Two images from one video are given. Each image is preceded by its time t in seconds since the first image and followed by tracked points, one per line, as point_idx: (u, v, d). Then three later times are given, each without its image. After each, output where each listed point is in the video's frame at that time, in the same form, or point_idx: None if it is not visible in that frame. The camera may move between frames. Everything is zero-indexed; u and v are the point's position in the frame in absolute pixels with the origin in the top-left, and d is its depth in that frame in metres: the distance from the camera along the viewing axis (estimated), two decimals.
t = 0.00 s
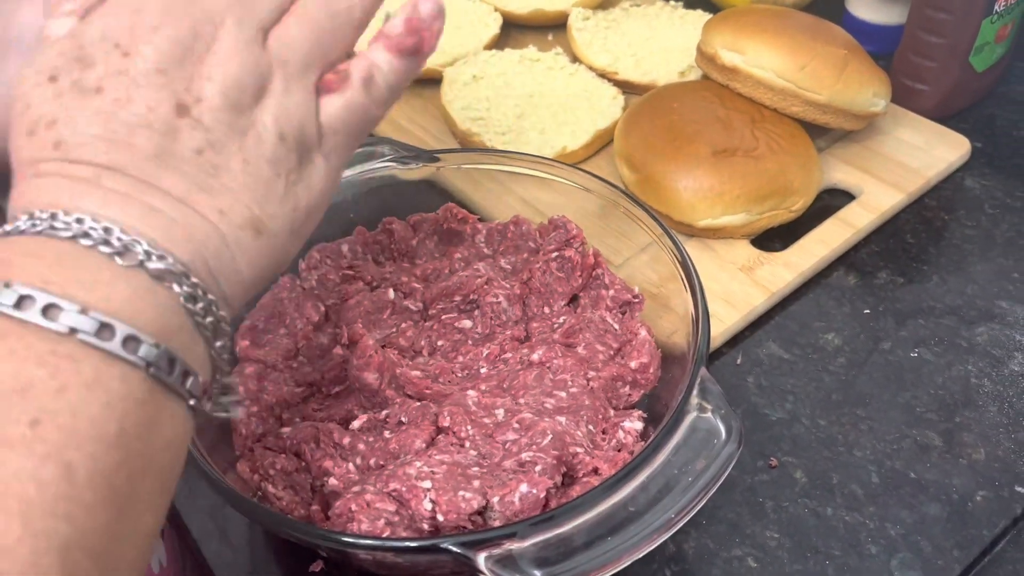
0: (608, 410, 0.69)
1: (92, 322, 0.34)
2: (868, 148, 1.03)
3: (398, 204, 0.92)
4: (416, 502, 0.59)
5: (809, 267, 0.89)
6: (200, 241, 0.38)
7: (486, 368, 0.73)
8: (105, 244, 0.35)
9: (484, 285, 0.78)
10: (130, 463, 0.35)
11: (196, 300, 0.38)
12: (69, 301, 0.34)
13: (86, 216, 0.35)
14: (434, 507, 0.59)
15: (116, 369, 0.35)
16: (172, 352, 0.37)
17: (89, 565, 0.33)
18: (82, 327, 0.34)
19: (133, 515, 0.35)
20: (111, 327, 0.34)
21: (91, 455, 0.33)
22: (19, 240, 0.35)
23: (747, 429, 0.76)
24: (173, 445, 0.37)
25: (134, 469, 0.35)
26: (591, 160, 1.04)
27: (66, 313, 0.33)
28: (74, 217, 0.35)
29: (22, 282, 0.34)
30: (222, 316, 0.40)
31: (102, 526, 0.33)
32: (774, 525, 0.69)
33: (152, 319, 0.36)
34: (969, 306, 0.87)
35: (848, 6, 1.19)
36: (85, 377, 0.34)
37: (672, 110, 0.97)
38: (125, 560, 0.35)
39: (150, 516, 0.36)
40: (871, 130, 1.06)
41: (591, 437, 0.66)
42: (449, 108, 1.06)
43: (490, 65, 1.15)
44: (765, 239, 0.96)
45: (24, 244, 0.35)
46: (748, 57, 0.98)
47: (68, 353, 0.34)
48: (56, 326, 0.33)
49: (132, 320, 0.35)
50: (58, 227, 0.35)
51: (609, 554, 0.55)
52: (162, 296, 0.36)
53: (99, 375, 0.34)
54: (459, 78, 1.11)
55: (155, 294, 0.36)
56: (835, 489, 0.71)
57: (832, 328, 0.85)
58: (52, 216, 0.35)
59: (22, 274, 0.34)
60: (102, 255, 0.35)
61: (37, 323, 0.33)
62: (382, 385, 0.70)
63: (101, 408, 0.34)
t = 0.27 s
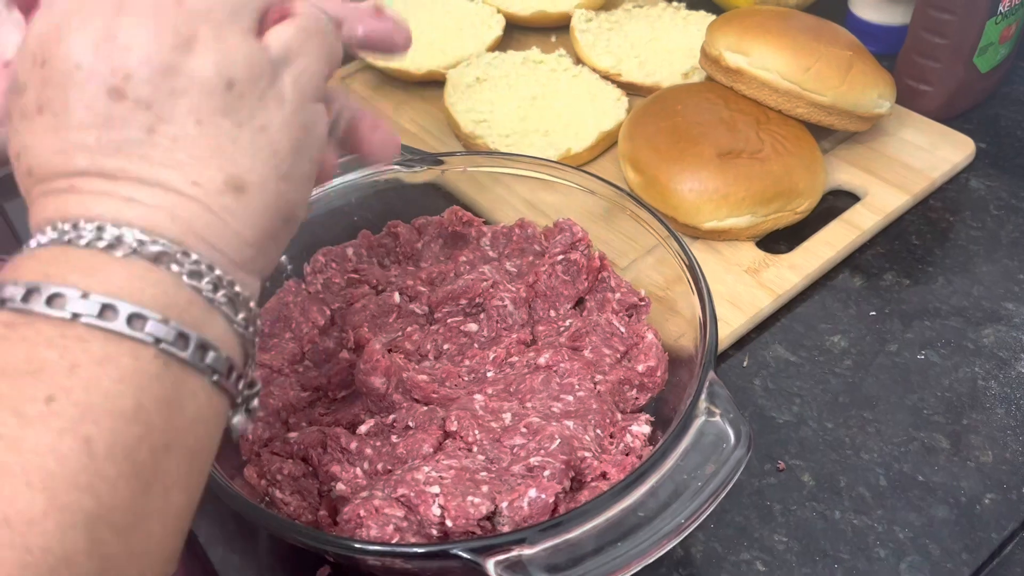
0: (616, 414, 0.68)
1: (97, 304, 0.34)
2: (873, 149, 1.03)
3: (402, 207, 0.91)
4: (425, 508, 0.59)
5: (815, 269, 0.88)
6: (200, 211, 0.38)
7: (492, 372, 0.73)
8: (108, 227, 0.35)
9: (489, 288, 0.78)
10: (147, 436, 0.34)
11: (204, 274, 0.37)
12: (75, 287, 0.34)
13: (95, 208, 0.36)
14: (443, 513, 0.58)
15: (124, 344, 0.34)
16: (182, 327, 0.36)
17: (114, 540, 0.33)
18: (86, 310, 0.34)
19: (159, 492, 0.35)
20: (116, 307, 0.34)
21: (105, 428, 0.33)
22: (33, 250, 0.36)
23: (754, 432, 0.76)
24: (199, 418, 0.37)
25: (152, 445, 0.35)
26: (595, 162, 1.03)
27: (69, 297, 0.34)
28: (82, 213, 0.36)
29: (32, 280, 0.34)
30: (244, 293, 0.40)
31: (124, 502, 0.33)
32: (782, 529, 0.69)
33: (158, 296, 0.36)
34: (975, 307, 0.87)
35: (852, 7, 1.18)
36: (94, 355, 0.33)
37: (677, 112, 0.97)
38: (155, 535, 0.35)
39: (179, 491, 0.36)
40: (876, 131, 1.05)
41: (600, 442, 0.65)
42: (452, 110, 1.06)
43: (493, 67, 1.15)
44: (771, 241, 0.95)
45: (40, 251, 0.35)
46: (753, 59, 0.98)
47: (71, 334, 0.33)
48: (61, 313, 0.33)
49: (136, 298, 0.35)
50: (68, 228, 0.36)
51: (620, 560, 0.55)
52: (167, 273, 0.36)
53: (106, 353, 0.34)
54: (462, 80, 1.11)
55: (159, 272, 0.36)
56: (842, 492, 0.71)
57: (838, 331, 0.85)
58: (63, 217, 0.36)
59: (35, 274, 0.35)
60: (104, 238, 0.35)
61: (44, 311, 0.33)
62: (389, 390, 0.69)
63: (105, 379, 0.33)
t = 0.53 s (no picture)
0: (619, 413, 0.69)
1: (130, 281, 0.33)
2: (873, 149, 1.03)
3: (405, 209, 0.92)
4: (430, 508, 0.59)
5: (816, 268, 0.89)
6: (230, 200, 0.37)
7: (495, 372, 0.73)
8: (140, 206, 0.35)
9: (492, 289, 0.78)
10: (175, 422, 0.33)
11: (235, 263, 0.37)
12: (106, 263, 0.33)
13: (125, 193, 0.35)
14: (447, 512, 0.59)
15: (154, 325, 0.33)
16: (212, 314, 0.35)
17: (138, 525, 0.32)
18: (119, 288, 0.33)
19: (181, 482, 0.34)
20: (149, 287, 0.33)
21: (134, 410, 0.32)
22: (58, 224, 0.35)
23: (756, 431, 0.77)
24: (221, 407, 0.36)
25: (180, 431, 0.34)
26: (596, 163, 1.04)
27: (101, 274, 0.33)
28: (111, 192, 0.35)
29: (61, 255, 0.33)
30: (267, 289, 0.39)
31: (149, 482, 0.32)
32: (784, 528, 0.69)
33: (190, 280, 0.35)
34: (975, 307, 0.87)
35: (851, 7, 1.19)
36: (125, 337, 0.33)
37: (678, 113, 0.97)
38: (176, 525, 0.34)
39: (201, 479, 0.35)
40: (876, 131, 1.06)
41: (602, 441, 0.66)
42: (454, 111, 1.06)
43: (495, 69, 1.15)
44: (771, 242, 0.96)
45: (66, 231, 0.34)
46: (753, 60, 0.99)
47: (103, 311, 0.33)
48: (95, 290, 0.32)
49: (168, 281, 0.34)
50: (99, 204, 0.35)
51: (624, 559, 0.55)
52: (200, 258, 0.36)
53: (138, 333, 0.33)
54: (464, 82, 1.12)
55: (192, 256, 0.35)
56: (843, 490, 0.72)
57: (839, 330, 0.86)
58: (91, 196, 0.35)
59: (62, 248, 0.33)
60: (137, 221, 0.34)
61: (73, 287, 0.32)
62: (393, 390, 0.70)
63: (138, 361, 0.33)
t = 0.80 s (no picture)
0: (612, 414, 0.68)
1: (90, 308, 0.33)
2: (870, 146, 1.03)
3: (397, 207, 0.91)
4: (420, 510, 0.58)
5: (812, 267, 0.88)
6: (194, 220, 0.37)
7: (488, 372, 0.72)
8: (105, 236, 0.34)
9: (484, 288, 0.77)
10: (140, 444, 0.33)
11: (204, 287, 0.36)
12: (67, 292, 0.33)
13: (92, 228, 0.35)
14: (438, 515, 0.58)
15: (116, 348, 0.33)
16: (176, 337, 0.35)
17: (100, 548, 0.31)
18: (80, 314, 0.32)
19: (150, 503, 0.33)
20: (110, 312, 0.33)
21: (95, 435, 0.31)
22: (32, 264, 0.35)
23: (752, 432, 0.76)
24: (194, 429, 0.35)
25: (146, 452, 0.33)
26: (591, 161, 1.03)
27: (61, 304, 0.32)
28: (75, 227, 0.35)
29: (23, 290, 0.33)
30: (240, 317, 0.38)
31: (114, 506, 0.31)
32: (780, 529, 0.68)
33: (155, 304, 0.34)
34: (972, 305, 0.87)
35: (848, 3, 1.18)
36: (87, 363, 0.32)
37: (672, 110, 0.96)
38: (147, 549, 0.33)
39: (173, 505, 0.34)
40: (873, 128, 1.05)
41: (595, 442, 0.65)
42: (447, 109, 1.05)
43: (488, 66, 1.14)
44: (767, 240, 0.95)
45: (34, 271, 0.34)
46: (748, 56, 0.97)
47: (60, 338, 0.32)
48: (56, 319, 0.32)
49: (130, 306, 0.34)
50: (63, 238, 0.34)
51: (616, 562, 0.55)
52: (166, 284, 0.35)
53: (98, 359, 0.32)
54: (457, 79, 1.11)
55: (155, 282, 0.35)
56: (840, 491, 0.71)
57: (835, 329, 0.85)
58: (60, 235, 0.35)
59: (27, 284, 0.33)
60: (99, 249, 0.34)
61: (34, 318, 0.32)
62: (383, 391, 0.69)
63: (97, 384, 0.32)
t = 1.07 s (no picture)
0: (611, 417, 0.68)
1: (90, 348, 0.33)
2: (869, 147, 1.03)
3: (395, 209, 0.91)
4: (419, 514, 0.58)
5: (811, 269, 0.88)
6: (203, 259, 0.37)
7: (486, 375, 0.72)
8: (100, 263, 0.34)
9: (483, 290, 0.77)
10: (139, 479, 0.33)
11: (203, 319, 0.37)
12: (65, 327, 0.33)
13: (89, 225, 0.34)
14: (437, 519, 0.58)
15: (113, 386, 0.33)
16: (178, 378, 0.35)
17: None
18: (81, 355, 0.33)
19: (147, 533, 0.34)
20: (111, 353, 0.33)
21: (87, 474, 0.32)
22: (12, 274, 0.35)
23: (751, 434, 0.76)
24: (189, 457, 0.36)
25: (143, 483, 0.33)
26: (589, 162, 1.03)
27: (60, 340, 0.33)
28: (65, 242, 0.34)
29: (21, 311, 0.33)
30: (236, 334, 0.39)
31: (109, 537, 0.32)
32: (779, 532, 0.68)
33: (155, 343, 0.35)
34: (971, 306, 0.87)
35: (847, 4, 1.18)
36: (74, 406, 0.32)
37: (672, 112, 0.96)
38: None
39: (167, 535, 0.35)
40: (872, 129, 1.05)
41: (594, 445, 0.65)
42: (446, 110, 1.05)
43: (487, 67, 1.14)
44: (766, 241, 0.95)
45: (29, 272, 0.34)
46: (747, 57, 0.97)
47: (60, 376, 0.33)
48: (52, 355, 0.33)
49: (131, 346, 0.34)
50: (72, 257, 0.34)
51: (615, 566, 0.54)
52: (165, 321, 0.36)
53: (97, 403, 0.33)
54: (455, 80, 1.11)
55: (153, 313, 0.35)
56: (840, 493, 0.71)
57: (834, 331, 0.85)
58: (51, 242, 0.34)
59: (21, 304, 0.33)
60: (101, 278, 0.34)
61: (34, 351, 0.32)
62: (382, 394, 0.69)
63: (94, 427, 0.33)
